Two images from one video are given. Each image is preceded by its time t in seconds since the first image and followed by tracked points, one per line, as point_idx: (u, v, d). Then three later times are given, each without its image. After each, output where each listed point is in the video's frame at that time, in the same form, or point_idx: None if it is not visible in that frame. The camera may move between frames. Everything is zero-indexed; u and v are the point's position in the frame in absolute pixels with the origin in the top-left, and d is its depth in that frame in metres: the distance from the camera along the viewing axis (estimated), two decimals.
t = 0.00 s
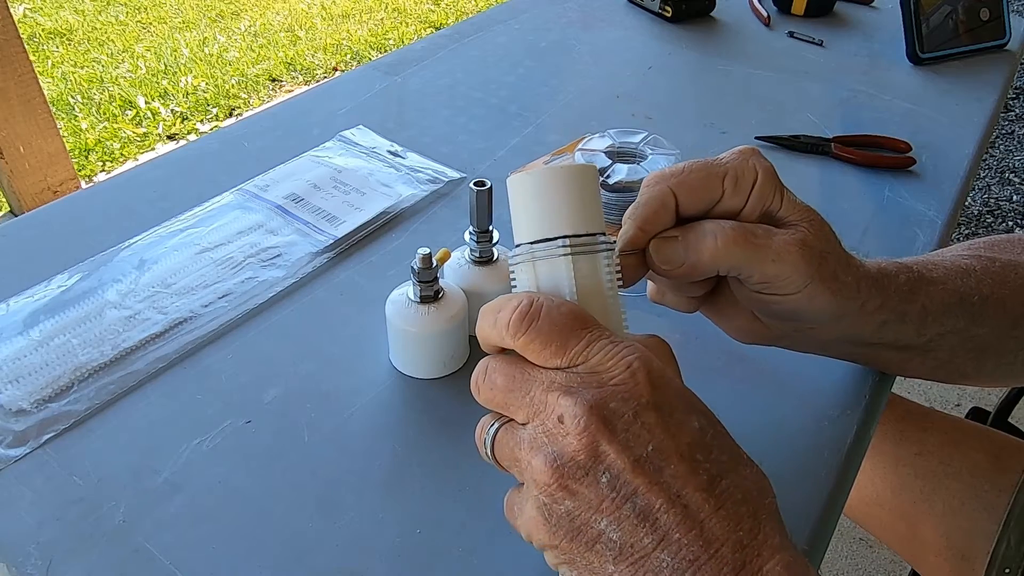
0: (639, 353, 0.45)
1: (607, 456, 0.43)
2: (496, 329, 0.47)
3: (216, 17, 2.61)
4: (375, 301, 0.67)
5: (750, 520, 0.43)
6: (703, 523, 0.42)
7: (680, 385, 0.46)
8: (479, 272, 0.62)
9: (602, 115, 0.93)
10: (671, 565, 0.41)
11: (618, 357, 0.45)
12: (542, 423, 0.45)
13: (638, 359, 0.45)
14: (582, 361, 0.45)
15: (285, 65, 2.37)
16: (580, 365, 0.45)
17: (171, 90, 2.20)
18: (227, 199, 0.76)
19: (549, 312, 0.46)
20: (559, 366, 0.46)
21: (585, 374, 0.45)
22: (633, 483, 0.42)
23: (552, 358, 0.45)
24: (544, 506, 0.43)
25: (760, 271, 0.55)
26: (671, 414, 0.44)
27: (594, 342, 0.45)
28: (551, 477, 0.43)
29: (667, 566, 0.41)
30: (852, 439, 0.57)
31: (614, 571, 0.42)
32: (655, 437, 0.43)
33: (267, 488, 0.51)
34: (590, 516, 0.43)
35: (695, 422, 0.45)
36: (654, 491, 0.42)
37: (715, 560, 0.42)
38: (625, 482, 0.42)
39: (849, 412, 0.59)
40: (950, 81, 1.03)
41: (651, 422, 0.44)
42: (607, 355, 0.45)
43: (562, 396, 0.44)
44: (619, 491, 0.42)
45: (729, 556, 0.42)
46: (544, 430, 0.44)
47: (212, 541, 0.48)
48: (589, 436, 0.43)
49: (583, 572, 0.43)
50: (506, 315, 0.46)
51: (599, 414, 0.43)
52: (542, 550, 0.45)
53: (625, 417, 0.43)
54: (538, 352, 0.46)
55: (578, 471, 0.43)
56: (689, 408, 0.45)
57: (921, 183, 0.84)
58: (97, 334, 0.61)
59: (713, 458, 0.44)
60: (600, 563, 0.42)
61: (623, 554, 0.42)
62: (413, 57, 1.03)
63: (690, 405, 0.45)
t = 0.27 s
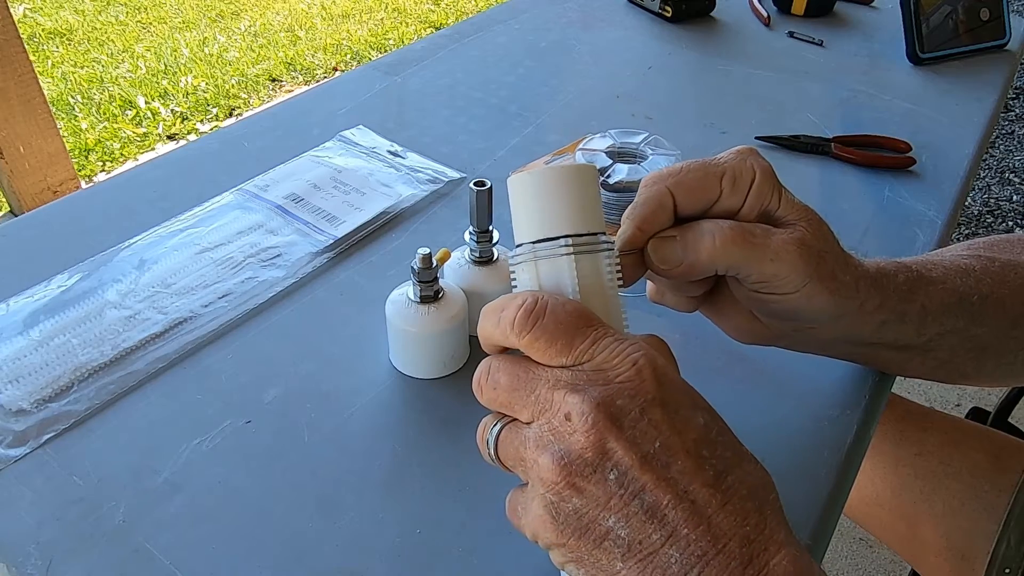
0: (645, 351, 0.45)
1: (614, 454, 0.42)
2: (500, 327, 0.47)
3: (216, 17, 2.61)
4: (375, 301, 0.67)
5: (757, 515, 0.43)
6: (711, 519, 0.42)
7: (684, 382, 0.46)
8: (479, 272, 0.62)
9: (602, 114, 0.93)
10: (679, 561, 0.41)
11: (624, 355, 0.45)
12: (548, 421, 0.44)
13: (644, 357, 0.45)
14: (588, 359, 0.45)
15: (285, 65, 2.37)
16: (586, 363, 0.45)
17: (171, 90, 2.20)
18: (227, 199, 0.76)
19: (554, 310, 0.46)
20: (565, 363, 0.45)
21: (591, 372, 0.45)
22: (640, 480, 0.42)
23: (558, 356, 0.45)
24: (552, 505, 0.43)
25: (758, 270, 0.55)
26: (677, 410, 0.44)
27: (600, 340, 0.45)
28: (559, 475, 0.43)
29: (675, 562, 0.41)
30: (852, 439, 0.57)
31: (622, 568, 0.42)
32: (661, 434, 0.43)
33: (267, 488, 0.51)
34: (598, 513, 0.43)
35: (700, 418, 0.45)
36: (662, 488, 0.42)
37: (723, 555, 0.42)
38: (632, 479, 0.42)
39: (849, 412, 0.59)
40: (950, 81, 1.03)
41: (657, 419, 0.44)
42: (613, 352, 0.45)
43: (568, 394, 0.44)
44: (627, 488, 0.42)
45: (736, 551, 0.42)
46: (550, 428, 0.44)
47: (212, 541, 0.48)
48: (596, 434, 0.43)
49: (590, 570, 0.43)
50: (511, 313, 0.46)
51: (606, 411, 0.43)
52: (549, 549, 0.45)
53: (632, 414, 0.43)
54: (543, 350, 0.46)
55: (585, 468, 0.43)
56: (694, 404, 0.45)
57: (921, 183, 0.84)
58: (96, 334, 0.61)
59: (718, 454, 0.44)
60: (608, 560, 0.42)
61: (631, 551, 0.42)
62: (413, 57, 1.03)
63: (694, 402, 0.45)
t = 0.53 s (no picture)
0: (654, 347, 0.46)
1: (627, 448, 0.42)
2: (511, 322, 0.46)
3: (216, 17, 2.61)
4: (375, 301, 0.67)
5: (763, 510, 0.44)
6: (720, 513, 0.43)
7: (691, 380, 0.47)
8: (479, 272, 0.62)
9: (602, 114, 0.93)
10: (689, 554, 0.42)
11: (635, 350, 0.45)
12: (559, 416, 0.44)
13: (654, 353, 0.45)
14: (599, 354, 0.45)
15: (285, 65, 2.37)
16: (597, 358, 0.45)
17: (171, 90, 2.20)
18: (227, 199, 0.76)
19: (566, 305, 0.46)
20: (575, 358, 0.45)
21: (602, 367, 0.45)
22: (652, 474, 0.42)
23: (569, 351, 0.45)
24: (562, 499, 0.43)
25: (757, 269, 0.55)
26: (686, 406, 0.45)
27: (611, 336, 0.45)
28: (571, 469, 0.43)
29: (686, 556, 0.42)
30: (851, 438, 0.57)
31: (633, 563, 0.42)
32: (672, 429, 0.44)
33: (267, 488, 0.51)
34: (609, 508, 0.42)
35: (708, 414, 0.45)
36: (673, 482, 0.42)
37: (732, 549, 0.42)
38: (644, 473, 0.42)
39: (849, 412, 0.59)
40: (950, 81, 1.03)
41: (668, 414, 0.44)
42: (624, 347, 0.45)
43: (580, 388, 0.44)
44: (639, 482, 0.42)
45: (745, 544, 0.42)
46: (561, 422, 0.44)
47: (212, 541, 0.48)
48: (609, 428, 0.43)
49: (598, 566, 0.42)
50: (522, 308, 0.46)
51: (619, 405, 0.43)
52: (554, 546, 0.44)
53: (644, 409, 0.43)
54: (554, 345, 0.45)
55: (597, 462, 0.42)
56: (701, 401, 0.46)
57: (921, 183, 0.84)
58: (96, 334, 0.61)
59: (725, 450, 0.45)
60: (618, 555, 0.42)
61: (642, 545, 0.42)
62: (413, 57, 1.03)
63: (701, 399, 0.46)
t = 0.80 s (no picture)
0: (672, 345, 0.46)
1: (654, 443, 0.43)
2: (529, 320, 0.45)
3: (216, 17, 2.61)
4: (375, 301, 0.67)
5: (778, 503, 0.45)
6: (742, 506, 0.43)
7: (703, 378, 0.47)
8: (479, 272, 0.62)
9: (602, 114, 0.93)
10: (715, 547, 0.42)
11: (657, 347, 0.45)
12: (583, 413, 0.44)
13: (673, 351, 0.46)
14: (621, 352, 0.44)
15: (285, 65, 2.37)
16: (620, 356, 0.44)
17: (171, 90, 2.20)
18: (227, 199, 0.76)
19: (585, 303, 0.45)
20: (597, 357, 0.44)
21: (625, 364, 0.44)
22: (677, 470, 0.43)
23: (592, 349, 0.44)
24: (589, 496, 0.42)
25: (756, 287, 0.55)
26: (703, 404, 0.45)
27: (631, 334, 0.45)
28: (600, 465, 0.42)
29: (711, 549, 0.42)
30: (852, 438, 0.57)
31: (659, 558, 0.42)
32: (694, 424, 0.44)
33: (267, 488, 0.51)
34: (636, 503, 0.42)
35: (720, 412, 0.46)
36: (697, 477, 0.43)
37: (755, 541, 0.43)
38: (670, 468, 0.43)
39: (850, 412, 0.59)
40: (949, 81, 1.03)
41: (689, 410, 0.44)
42: (646, 345, 0.45)
43: (606, 385, 0.43)
44: (665, 477, 0.42)
45: (766, 537, 0.43)
46: (586, 419, 0.43)
47: (212, 541, 0.48)
48: (637, 423, 0.43)
49: (624, 561, 0.42)
50: (541, 306, 0.45)
51: (645, 401, 0.43)
52: (576, 545, 0.43)
53: (668, 405, 0.44)
54: (576, 343, 0.44)
55: (626, 458, 0.42)
56: (713, 399, 0.47)
57: (921, 184, 0.84)
58: (96, 334, 0.61)
59: (740, 446, 0.45)
60: (645, 551, 0.42)
61: (670, 539, 0.42)
62: (413, 57, 1.03)
63: (713, 398, 0.47)
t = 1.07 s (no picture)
0: (668, 353, 0.45)
1: (642, 454, 0.42)
2: (521, 325, 0.45)
3: (216, 17, 2.61)
4: (376, 301, 0.67)
5: (771, 518, 0.44)
6: (732, 520, 0.43)
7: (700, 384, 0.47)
8: (479, 272, 0.62)
9: (602, 114, 0.93)
10: (702, 561, 0.42)
11: (650, 355, 0.44)
12: (572, 421, 0.44)
13: (668, 359, 0.45)
14: (612, 360, 0.44)
15: (285, 65, 2.37)
16: (610, 363, 0.44)
17: (171, 90, 2.20)
18: (227, 199, 0.76)
19: (579, 310, 0.45)
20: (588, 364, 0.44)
21: (616, 373, 0.44)
22: (665, 481, 0.42)
23: (583, 357, 0.44)
24: (575, 505, 0.42)
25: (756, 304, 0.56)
26: (697, 413, 0.45)
27: (624, 341, 0.44)
28: (585, 474, 0.42)
29: (699, 563, 0.42)
30: (851, 439, 0.57)
31: (645, 569, 0.42)
32: (685, 435, 0.44)
33: (267, 488, 0.51)
34: (623, 514, 0.42)
35: (717, 421, 0.45)
36: (686, 489, 0.42)
37: (744, 557, 0.42)
38: (658, 480, 0.42)
39: (849, 411, 0.59)
40: (950, 81, 1.03)
41: (681, 420, 0.44)
42: (638, 353, 0.44)
43: (594, 394, 0.43)
44: (652, 489, 0.42)
45: (756, 552, 0.43)
46: (574, 427, 0.44)
47: (212, 541, 0.48)
48: (625, 434, 0.42)
49: (609, 570, 0.42)
50: (534, 311, 0.45)
51: (634, 411, 0.43)
52: (564, 551, 0.44)
53: (658, 415, 0.43)
54: (567, 349, 0.44)
55: (612, 468, 0.42)
56: (710, 407, 0.46)
57: (921, 184, 0.84)
58: (97, 334, 0.61)
59: (735, 457, 0.45)
60: (631, 561, 0.42)
61: (655, 551, 0.42)
62: (413, 57, 1.03)
63: (710, 406, 0.46)
